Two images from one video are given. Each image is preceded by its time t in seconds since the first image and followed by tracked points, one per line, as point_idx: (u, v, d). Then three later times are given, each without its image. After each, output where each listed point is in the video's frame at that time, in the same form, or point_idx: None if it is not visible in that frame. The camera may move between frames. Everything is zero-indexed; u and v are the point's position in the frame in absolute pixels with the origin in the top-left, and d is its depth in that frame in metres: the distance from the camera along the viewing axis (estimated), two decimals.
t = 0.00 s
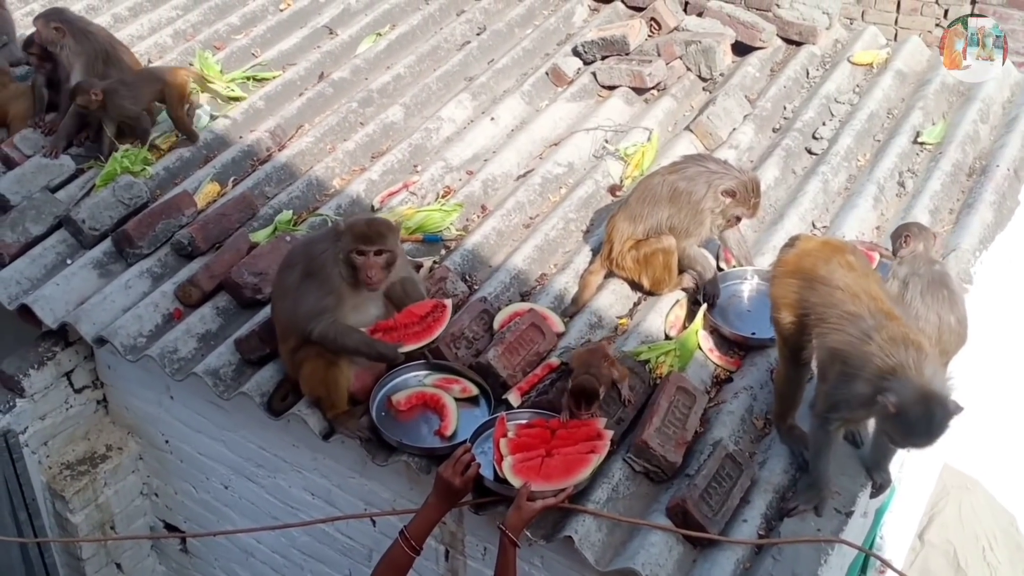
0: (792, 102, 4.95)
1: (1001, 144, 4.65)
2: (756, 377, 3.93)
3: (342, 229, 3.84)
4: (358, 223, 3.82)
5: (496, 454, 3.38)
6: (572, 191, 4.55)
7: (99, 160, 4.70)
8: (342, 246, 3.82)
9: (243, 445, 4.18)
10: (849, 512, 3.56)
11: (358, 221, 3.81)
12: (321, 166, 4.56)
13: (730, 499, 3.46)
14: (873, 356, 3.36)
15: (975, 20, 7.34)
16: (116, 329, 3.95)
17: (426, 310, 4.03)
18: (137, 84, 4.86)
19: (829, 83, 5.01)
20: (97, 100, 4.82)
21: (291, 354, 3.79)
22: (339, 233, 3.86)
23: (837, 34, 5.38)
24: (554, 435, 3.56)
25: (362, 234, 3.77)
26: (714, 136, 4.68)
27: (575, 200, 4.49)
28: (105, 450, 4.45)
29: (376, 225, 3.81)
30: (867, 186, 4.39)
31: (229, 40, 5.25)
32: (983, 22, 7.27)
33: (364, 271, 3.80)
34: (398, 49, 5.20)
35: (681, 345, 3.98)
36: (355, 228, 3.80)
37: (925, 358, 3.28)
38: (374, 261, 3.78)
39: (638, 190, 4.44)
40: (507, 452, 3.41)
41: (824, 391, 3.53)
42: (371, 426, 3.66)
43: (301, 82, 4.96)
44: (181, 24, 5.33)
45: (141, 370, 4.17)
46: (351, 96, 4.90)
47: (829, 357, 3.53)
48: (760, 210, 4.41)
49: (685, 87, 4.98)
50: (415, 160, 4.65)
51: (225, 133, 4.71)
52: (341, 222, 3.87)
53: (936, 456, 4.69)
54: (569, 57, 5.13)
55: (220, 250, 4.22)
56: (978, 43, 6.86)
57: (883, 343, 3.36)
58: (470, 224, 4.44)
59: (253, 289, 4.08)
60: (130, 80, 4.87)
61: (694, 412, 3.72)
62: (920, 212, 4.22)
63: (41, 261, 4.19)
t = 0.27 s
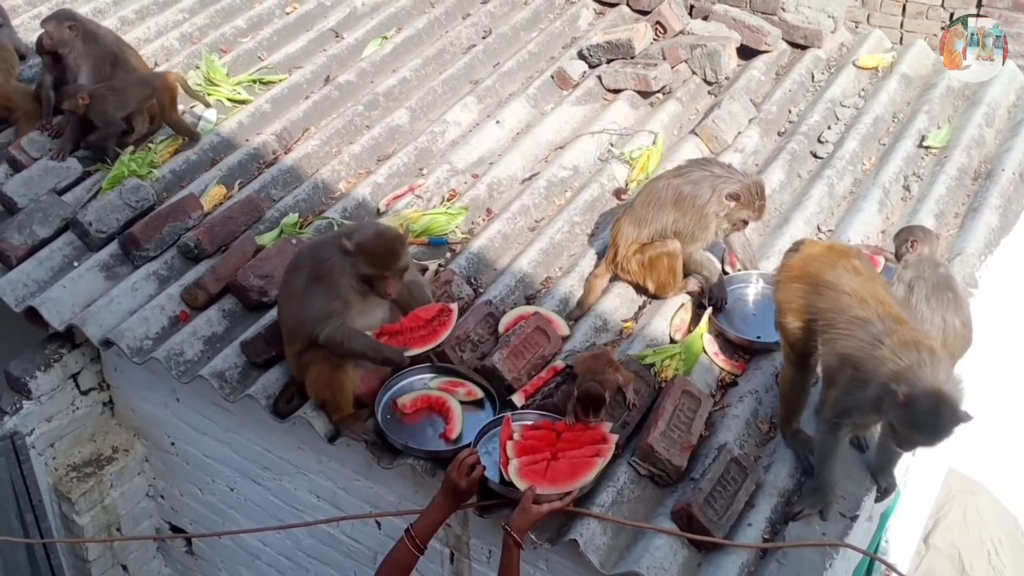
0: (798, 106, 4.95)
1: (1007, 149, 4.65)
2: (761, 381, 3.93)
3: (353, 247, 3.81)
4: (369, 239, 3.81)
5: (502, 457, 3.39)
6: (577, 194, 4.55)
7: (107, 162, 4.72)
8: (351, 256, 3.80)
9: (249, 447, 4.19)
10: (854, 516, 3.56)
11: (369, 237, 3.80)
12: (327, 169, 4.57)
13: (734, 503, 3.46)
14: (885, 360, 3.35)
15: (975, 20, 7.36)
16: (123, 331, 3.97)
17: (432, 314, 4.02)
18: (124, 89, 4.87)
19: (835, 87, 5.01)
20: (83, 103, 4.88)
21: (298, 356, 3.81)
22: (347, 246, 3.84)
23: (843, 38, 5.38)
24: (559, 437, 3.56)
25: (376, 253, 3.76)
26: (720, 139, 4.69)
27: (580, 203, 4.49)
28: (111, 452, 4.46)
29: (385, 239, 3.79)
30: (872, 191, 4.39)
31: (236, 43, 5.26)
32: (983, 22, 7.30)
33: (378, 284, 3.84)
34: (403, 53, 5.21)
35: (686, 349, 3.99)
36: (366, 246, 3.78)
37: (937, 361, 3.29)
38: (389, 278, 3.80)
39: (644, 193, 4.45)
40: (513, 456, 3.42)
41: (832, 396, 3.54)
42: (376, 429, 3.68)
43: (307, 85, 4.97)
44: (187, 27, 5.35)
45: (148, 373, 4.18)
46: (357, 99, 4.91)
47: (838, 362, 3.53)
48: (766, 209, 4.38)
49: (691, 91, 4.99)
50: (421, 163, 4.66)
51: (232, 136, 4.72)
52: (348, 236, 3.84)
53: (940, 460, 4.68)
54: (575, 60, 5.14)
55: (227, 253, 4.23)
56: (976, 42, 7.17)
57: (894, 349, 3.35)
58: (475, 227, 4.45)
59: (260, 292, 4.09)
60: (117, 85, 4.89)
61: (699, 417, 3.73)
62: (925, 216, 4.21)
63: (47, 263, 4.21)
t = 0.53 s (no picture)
0: (815, 114, 4.95)
1: None
2: (778, 390, 3.93)
3: (382, 263, 3.87)
4: (399, 254, 3.88)
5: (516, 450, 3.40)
6: (593, 202, 4.55)
7: (126, 167, 4.74)
8: (376, 266, 3.86)
9: (266, 452, 4.20)
10: (872, 526, 3.56)
11: (399, 252, 3.88)
12: (344, 175, 4.59)
13: (751, 512, 3.46)
14: (907, 367, 3.37)
15: (975, 19, 7.62)
16: (142, 335, 3.98)
17: (451, 318, 4.06)
18: (109, 101, 4.78)
19: (851, 95, 5.01)
20: (67, 118, 4.71)
21: (316, 363, 3.82)
22: (373, 259, 3.89)
23: (859, 46, 5.38)
24: (569, 429, 3.58)
25: (411, 269, 3.87)
26: (737, 147, 4.69)
27: (596, 211, 4.50)
28: (128, 456, 4.49)
29: (414, 250, 3.91)
30: (889, 199, 4.39)
31: (254, 49, 5.28)
32: (983, 22, 7.63)
33: (409, 295, 3.96)
34: (420, 59, 5.23)
35: (703, 357, 4.00)
36: (399, 261, 3.87)
37: (959, 369, 3.31)
38: (420, 289, 3.93)
39: (659, 203, 4.42)
40: (526, 448, 3.43)
41: (852, 405, 3.54)
42: (393, 434, 3.69)
43: (325, 91, 4.99)
44: (205, 32, 5.36)
45: (166, 377, 4.21)
46: (374, 106, 4.93)
47: (858, 370, 3.54)
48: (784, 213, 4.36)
49: (707, 99, 4.99)
50: (437, 169, 4.67)
51: (249, 142, 4.73)
52: (376, 253, 3.89)
53: (958, 471, 4.67)
54: (592, 67, 5.15)
55: (245, 258, 4.25)
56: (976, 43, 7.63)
57: (915, 357, 3.38)
58: (491, 234, 4.46)
59: (277, 297, 4.11)
60: (100, 99, 4.79)
61: (716, 425, 3.73)
62: (943, 225, 4.21)
63: (67, 268, 4.23)
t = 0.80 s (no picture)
0: (853, 127, 4.94)
1: None
2: (815, 405, 3.92)
3: (427, 270, 3.90)
4: (442, 262, 3.92)
5: (552, 448, 3.40)
6: (629, 213, 4.56)
7: (165, 172, 4.75)
8: (422, 271, 3.90)
9: (302, 458, 4.23)
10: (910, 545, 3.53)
11: (443, 261, 3.91)
12: (381, 184, 4.62)
13: (788, 528, 3.45)
14: (948, 384, 3.37)
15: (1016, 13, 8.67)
16: (181, 340, 4.02)
17: (493, 322, 4.09)
18: (126, 106, 4.91)
19: (891, 108, 4.99)
20: (88, 118, 4.77)
21: (356, 371, 3.85)
22: (418, 265, 3.93)
23: (898, 60, 5.36)
24: (602, 424, 3.59)
25: (454, 276, 3.90)
26: (774, 160, 4.68)
27: (633, 222, 4.50)
28: (164, 458, 4.52)
29: (457, 257, 3.94)
30: (929, 214, 4.37)
31: (292, 57, 5.33)
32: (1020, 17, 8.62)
33: (451, 302, 3.99)
34: (457, 68, 5.25)
35: (740, 370, 4.00)
36: (443, 270, 3.90)
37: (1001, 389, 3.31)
38: (462, 297, 3.96)
39: (696, 216, 4.41)
40: (563, 445, 3.44)
41: (891, 421, 3.51)
42: (429, 442, 3.72)
43: (362, 100, 5.03)
44: (245, 40, 5.43)
45: (204, 382, 4.25)
46: (411, 114, 4.95)
47: (899, 387, 3.52)
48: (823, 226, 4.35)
49: (744, 111, 4.99)
50: (474, 178, 4.69)
51: (288, 148, 4.76)
52: (421, 259, 3.92)
53: (994, 490, 4.63)
54: (628, 78, 5.15)
55: (284, 265, 4.28)
56: (976, 43, 6.04)
57: (956, 374, 3.37)
58: (527, 244, 4.47)
59: (315, 304, 4.12)
60: (119, 103, 4.93)
61: (753, 439, 3.72)
62: (983, 242, 4.19)
63: (107, 272, 4.27)
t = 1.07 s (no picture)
0: (909, 146, 4.90)
1: None
2: (869, 427, 3.88)
3: (484, 288, 3.96)
4: (499, 281, 3.97)
5: (614, 463, 3.46)
6: (682, 228, 4.54)
7: (220, 178, 4.81)
8: (479, 291, 3.96)
9: (351, 465, 4.26)
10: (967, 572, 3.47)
11: (500, 281, 3.96)
12: (434, 195, 4.64)
13: (842, 551, 3.40)
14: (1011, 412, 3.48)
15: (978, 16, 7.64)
16: (235, 345, 4.05)
17: (544, 336, 4.10)
18: (175, 114, 4.87)
19: (947, 128, 4.95)
20: (142, 122, 4.76)
21: (407, 381, 3.86)
22: (474, 283, 3.98)
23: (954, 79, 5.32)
24: (660, 432, 3.64)
25: (511, 296, 3.96)
26: (829, 178, 4.65)
27: (685, 237, 4.49)
28: (214, 463, 4.57)
29: (513, 277, 3.99)
30: (986, 237, 4.32)
31: (347, 67, 5.39)
32: (983, 22, 7.60)
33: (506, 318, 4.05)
34: (511, 80, 5.28)
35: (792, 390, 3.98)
36: (501, 290, 3.95)
37: None
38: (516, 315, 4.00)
39: (750, 235, 4.36)
40: (625, 458, 3.49)
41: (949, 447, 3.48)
42: (479, 454, 3.71)
43: (416, 110, 5.07)
44: (300, 49, 5.50)
45: (256, 387, 4.29)
46: (464, 125, 4.98)
47: (959, 412, 3.55)
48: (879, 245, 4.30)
49: (798, 127, 4.96)
50: (525, 190, 4.71)
51: (342, 157, 4.81)
52: (478, 278, 3.97)
53: None
54: (682, 92, 5.15)
55: (337, 274, 4.30)
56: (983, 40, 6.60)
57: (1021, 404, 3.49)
58: (578, 257, 4.47)
59: (367, 313, 4.14)
60: (169, 110, 4.89)
61: (805, 461, 3.68)
62: None
63: (164, 275, 4.31)
